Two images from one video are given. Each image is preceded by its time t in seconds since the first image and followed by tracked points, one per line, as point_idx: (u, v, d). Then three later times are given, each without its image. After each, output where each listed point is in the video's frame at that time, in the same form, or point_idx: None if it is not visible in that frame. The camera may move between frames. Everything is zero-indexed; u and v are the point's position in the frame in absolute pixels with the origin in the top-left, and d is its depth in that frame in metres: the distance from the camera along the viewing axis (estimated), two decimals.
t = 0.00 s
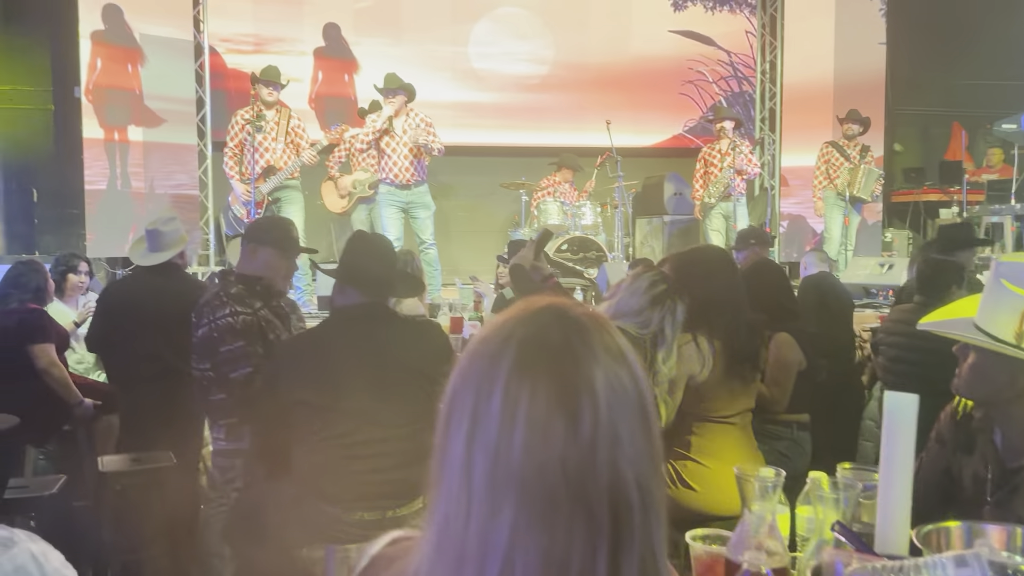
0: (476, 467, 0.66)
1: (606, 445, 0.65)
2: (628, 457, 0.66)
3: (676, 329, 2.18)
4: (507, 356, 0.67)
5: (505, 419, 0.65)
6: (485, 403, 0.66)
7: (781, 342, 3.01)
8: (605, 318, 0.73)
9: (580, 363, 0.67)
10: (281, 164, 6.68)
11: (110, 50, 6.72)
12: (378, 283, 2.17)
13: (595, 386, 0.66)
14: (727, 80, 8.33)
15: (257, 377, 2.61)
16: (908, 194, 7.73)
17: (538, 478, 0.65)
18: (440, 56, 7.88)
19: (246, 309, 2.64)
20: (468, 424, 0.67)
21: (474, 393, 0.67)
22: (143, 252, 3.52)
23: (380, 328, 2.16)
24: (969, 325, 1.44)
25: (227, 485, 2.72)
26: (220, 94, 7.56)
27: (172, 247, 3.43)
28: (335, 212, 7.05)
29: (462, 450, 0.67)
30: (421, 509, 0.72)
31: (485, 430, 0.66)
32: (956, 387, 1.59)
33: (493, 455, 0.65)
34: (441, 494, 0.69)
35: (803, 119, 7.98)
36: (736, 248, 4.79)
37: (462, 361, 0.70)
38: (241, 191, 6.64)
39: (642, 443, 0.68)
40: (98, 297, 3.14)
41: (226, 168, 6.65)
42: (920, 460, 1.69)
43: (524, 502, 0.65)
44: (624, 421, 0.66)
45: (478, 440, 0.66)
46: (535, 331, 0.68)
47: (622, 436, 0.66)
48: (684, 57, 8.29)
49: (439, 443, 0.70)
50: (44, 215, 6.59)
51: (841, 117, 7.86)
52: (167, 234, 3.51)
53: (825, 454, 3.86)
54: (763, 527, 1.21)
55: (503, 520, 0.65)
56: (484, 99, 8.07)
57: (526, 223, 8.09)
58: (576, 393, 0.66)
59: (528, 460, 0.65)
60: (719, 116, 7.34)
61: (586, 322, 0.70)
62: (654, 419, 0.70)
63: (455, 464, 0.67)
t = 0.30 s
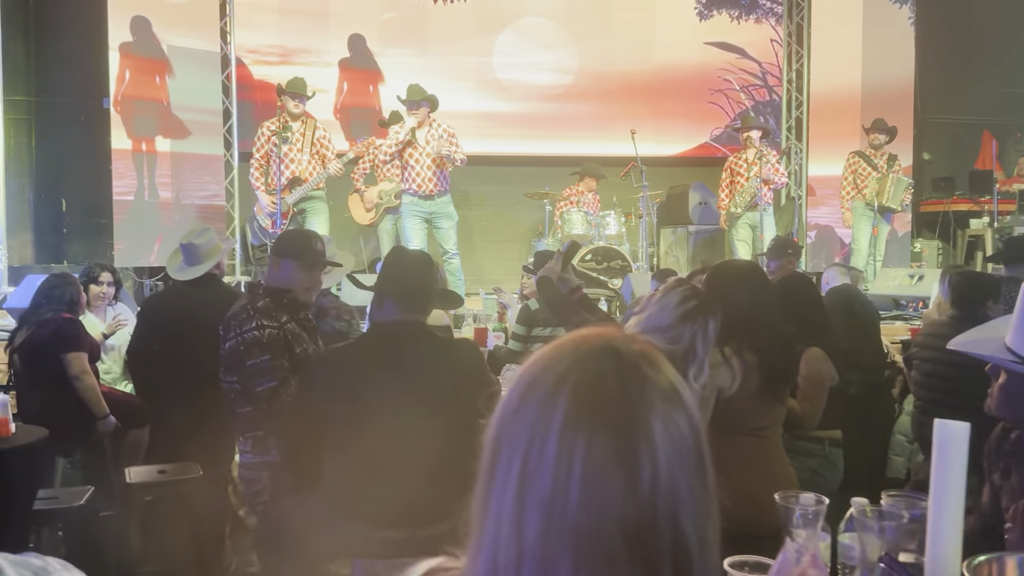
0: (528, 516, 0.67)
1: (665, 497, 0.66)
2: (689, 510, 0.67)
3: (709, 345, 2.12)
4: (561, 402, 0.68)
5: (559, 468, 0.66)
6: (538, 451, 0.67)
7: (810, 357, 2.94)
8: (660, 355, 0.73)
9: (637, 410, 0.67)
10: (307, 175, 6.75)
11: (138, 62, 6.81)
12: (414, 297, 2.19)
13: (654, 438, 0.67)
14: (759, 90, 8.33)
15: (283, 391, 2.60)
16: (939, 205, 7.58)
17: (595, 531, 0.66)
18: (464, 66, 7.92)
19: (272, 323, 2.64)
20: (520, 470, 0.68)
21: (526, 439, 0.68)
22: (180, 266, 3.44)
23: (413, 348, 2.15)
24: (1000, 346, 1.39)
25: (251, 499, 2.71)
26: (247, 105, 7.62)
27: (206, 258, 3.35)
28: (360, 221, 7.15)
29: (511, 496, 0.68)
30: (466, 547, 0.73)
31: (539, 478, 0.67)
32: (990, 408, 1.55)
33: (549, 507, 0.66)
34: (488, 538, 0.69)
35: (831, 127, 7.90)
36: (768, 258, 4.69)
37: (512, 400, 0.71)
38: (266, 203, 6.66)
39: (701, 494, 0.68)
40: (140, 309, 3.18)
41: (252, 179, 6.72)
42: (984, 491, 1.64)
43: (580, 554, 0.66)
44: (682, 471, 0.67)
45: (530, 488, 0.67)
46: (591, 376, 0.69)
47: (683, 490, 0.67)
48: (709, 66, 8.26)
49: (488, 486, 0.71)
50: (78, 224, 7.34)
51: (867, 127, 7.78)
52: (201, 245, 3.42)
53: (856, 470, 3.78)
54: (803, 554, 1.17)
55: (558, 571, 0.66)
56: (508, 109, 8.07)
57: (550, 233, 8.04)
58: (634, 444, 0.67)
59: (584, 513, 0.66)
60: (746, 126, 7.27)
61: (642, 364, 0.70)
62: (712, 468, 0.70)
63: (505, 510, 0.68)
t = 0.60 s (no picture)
0: (561, 539, 0.67)
1: (703, 524, 0.66)
2: (727, 535, 0.67)
3: (732, 358, 2.10)
4: (597, 424, 0.68)
5: (595, 491, 0.67)
6: (573, 473, 0.68)
7: (835, 368, 2.93)
8: (695, 373, 0.73)
9: (676, 433, 0.67)
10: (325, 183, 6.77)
11: (158, 70, 6.85)
12: (440, 308, 2.21)
13: (693, 463, 0.67)
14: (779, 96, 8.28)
15: (298, 402, 2.61)
16: (961, 212, 7.51)
17: (632, 558, 0.66)
18: (481, 74, 7.94)
19: (288, 332, 2.63)
20: (553, 492, 0.68)
21: (560, 461, 0.69)
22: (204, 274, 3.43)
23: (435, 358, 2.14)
24: None
25: (268, 509, 2.70)
26: (265, 112, 7.65)
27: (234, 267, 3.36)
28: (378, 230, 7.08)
29: (544, 519, 0.69)
30: (496, 566, 0.74)
31: (573, 501, 0.67)
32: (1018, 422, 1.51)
33: (584, 533, 0.67)
34: (519, 558, 0.70)
35: (851, 134, 7.85)
36: (790, 265, 4.63)
37: (545, 421, 0.71)
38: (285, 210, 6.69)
39: (739, 519, 0.69)
40: (167, 313, 3.18)
41: (271, 186, 6.76)
42: None
43: None
44: (720, 495, 0.67)
45: (565, 511, 0.68)
46: (627, 397, 0.69)
47: (720, 515, 0.67)
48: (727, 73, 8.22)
49: (519, 505, 0.71)
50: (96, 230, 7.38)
51: (888, 134, 7.71)
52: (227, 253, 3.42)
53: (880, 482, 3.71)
54: None
55: None
56: (525, 116, 8.06)
57: (567, 241, 8.00)
58: (673, 468, 0.67)
59: (621, 540, 0.66)
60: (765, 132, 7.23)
61: (679, 384, 0.70)
62: (749, 491, 0.70)
63: (538, 533, 0.69)
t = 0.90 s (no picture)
0: (571, 503, 0.71)
1: (713, 493, 0.70)
2: (736, 504, 0.71)
3: (744, 359, 2.08)
4: (609, 395, 0.72)
5: (606, 456, 0.70)
6: (583, 440, 0.72)
7: (847, 371, 2.90)
8: (707, 348, 0.78)
9: (687, 403, 0.71)
10: (336, 188, 6.79)
11: (172, 76, 6.83)
12: (446, 306, 2.21)
13: (704, 433, 0.70)
14: (790, 102, 8.26)
15: (308, 402, 2.60)
16: (975, 219, 7.44)
17: (642, 525, 0.69)
18: (492, 80, 7.96)
19: (296, 333, 2.63)
20: (563, 459, 0.72)
21: (571, 428, 0.72)
22: (206, 275, 3.42)
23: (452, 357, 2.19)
24: None
25: (277, 508, 2.71)
26: (278, 118, 7.69)
27: (236, 270, 3.35)
28: (387, 234, 7.13)
29: (555, 484, 0.72)
30: (506, 535, 0.77)
31: (584, 467, 0.71)
32: None
33: (593, 498, 0.70)
34: (529, 522, 0.74)
35: (864, 140, 7.82)
36: (802, 269, 4.61)
37: (557, 391, 0.75)
38: (296, 215, 6.72)
39: (750, 490, 0.72)
40: (169, 315, 3.18)
41: (282, 192, 6.79)
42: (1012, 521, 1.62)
43: (624, 547, 0.69)
44: (731, 464, 0.71)
45: (575, 476, 0.71)
46: (638, 368, 0.73)
47: (731, 483, 0.71)
48: (738, 79, 8.21)
49: (530, 472, 0.75)
50: (108, 235, 7.42)
51: (900, 140, 7.68)
52: (230, 256, 3.42)
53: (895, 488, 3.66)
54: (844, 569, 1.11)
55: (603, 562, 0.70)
56: (536, 123, 8.07)
57: (578, 247, 7.97)
58: (684, 436, 0.70)
59: (630, 505, 0.69)
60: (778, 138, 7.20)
61: (690, 358, 0.74)
62: (760, 464, 0.74)
63: (548, 498, 0.72)
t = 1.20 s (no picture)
0: (582, 499, 0.70)
1: (727, 489, 0.69)
2: (750, 501, 0.70)
3: (756, 362, 2.06)
4: (621, 391, 0.71)
5: (617, 452, 0.69)
6: (594, 435, 0.71)
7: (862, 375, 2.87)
8: (720, 343, 0.76)
9: (700, 397, 0.70)
10: (347, 193, 6.80)
11: (183, 80, 6.96)
12: (452, 309, 2.26)
13: (717, 427, 0.69)
14: (801, 107, 8.22)
15: (325, 402, 2.60)
16: (988, 224, 7.40)
17: (654, 521, 0.68)
18: (502, 84, 7.96)
19: (314, 333, 2.64)
20: (573, 456, 0.71)
21: (582, 424, 0.71)
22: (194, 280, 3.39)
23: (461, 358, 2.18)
24: None
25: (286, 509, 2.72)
26: (289, 122, 7.72)
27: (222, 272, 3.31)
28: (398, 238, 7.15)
29: (566, 480, 0.71)
30: (516, 532, 0.76)
31: (596, 462, 0.70)
32: None
33: (604, 493, 0.69)
34: (540, 518, 0.73)
35: (876, 145, 7.78)
36: (815, 272, 4.58)
37: (568, 386, 0.74)
38: (307, 219, 6.74)
39: (763, 486, 0.71)
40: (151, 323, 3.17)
41: (294, 195, 6.81)
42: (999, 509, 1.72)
43: (637, 544, 0.69)
44: (745, 460, 0.70)
45: (586, 472, 0.70)
46: (650, 362, 0.72)
47: (745, 480, 0.70)
48: (749, 83, 8.19)
49: (541, 467, 0.74)
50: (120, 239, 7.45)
51: (912, 144, 7.64)
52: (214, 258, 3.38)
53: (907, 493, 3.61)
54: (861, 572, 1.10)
55: (615, 557, 0.69)
56: (547, 127, 8.07)
57: (588, 251, 7.95)
58: (697, 431, 0.69)
59: (643, 501, 0.68)
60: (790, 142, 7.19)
61: (703, 352, 0.73)
62: (774, 459, 0.72)
63: (559, 494, 0.72)
